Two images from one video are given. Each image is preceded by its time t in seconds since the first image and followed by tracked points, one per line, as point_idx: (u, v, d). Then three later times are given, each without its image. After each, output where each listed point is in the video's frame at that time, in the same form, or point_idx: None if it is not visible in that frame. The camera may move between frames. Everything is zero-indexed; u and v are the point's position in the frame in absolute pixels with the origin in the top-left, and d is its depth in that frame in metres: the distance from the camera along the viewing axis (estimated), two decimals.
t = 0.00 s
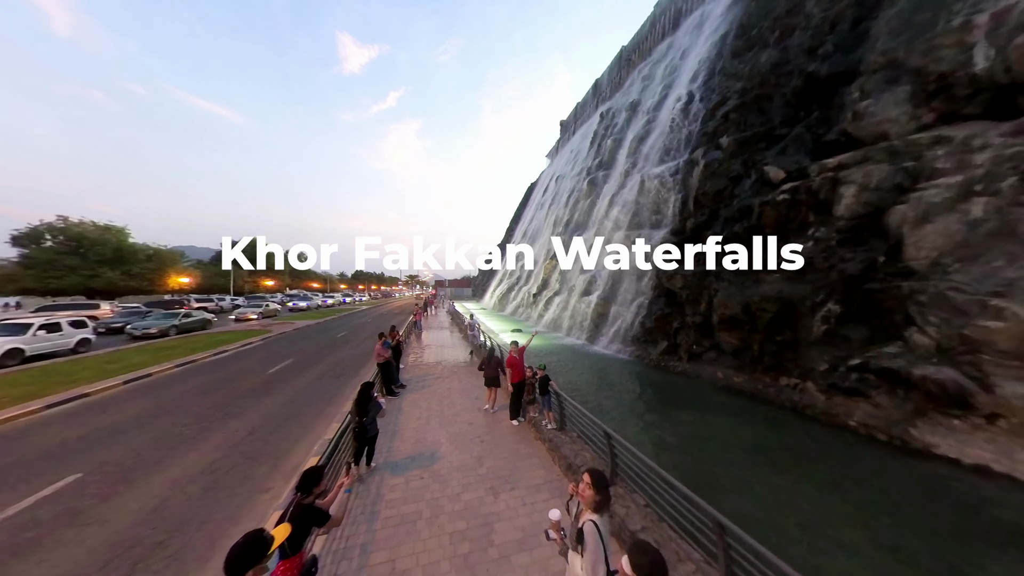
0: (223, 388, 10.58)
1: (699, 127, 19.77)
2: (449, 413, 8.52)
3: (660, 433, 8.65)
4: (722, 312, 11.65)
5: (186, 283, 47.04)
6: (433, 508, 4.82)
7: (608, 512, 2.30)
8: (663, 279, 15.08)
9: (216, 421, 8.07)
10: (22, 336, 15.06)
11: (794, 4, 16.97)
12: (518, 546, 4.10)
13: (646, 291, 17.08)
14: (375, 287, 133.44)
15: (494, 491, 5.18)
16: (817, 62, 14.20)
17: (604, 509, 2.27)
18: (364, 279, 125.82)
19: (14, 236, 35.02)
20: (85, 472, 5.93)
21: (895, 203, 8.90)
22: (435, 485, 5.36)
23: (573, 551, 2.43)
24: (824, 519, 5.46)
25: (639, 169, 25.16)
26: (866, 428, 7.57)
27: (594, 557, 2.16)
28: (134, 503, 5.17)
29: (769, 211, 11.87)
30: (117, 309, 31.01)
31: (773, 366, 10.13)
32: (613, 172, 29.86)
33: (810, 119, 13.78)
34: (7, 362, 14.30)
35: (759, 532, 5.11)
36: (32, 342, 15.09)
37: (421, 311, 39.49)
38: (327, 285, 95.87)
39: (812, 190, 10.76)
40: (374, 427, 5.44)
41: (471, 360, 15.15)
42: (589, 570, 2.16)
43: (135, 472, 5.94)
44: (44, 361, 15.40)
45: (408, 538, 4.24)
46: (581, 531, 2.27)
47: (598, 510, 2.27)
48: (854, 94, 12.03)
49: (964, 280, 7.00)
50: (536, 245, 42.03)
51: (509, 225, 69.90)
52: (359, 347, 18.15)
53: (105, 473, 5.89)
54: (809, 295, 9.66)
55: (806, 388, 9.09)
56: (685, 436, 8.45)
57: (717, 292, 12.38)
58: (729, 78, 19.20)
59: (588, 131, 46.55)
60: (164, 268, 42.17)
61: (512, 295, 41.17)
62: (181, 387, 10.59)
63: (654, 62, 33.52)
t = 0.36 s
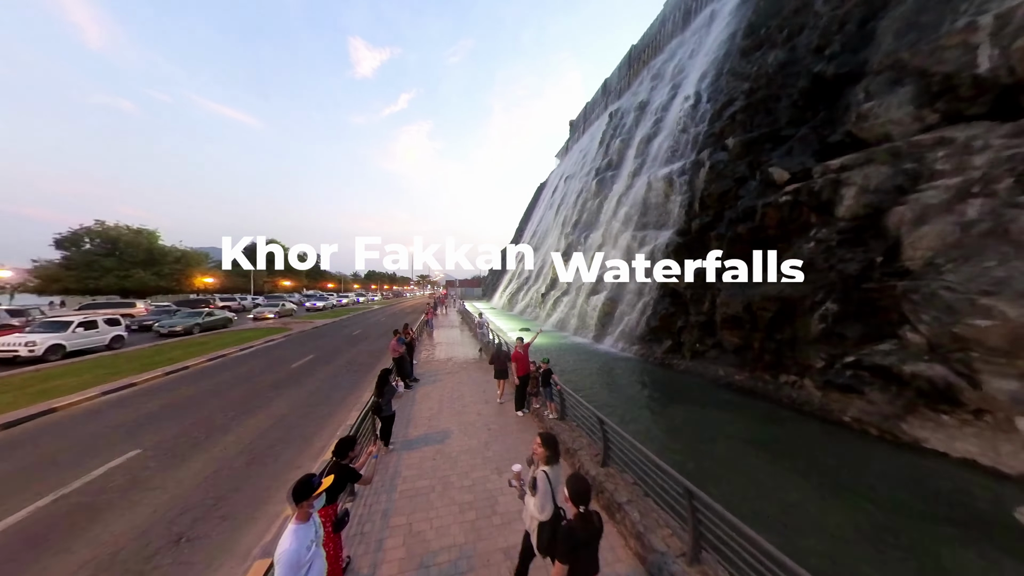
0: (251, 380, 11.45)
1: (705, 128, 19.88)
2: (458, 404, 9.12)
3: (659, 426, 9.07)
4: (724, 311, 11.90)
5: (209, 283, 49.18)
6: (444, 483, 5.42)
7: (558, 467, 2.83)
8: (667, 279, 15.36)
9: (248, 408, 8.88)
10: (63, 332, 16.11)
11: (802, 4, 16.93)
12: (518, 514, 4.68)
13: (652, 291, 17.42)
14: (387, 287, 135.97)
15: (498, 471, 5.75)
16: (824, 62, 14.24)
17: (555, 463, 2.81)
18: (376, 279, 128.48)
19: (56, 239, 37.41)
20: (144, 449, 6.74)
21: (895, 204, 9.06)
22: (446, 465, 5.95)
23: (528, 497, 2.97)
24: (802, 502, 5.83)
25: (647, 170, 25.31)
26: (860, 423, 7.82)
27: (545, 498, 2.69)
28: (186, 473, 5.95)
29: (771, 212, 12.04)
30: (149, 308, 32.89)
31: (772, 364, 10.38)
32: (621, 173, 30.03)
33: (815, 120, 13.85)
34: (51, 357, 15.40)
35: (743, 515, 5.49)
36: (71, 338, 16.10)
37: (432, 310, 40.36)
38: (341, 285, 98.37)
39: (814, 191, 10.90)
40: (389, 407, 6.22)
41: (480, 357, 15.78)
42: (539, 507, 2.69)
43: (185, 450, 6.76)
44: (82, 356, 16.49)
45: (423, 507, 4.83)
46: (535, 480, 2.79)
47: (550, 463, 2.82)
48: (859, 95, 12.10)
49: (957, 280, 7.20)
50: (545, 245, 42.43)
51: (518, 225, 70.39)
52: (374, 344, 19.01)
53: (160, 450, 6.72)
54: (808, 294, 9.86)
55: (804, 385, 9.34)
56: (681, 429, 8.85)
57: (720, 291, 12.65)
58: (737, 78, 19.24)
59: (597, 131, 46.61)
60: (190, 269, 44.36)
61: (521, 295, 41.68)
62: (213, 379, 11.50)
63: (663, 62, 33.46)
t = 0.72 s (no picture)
0: (278, 374, 12.33)
1: (713, 129, 19.94)
2: (467, 398, 9.69)
3: (660, 422, 9.40)
4: (727, 312, 12.11)
5: (232, 283, 51.37)
6: (454, 466, 5.99)
7: (527, 438, 3.60)
8: (672, 279, 15.62)
9: (277, 399, 9.68)
10: (96, 330, 17.13)
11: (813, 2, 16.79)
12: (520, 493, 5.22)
13: (658, 292, 17.71)
14: (400, 287, 138.65)
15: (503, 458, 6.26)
16: (833, 62, 14.18)
17: (522, 435, 3.56)
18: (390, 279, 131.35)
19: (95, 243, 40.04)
20: (189, 432, 7.59)
21: (897, 207, 9.16)
22: (456, 450, 6.52)
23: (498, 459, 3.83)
24: (788, 490, 6.17)
25: (655, 171, 25.43)
26: (856, 421, 8.01)
27: (508, 461, 3.53)
28: (226, 454, 6.69)
29: (775, 214, 12.13)
30: (178, 307, 34.87)
31: (774, 363, 10.58)
32: (630, 173, 30.13)
33: (823, 121, 13.85)
34: (87, 353, 16.45)
35: (733, 501, 5.84)
36: (103, 336, 17.09)
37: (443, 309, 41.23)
38: (356, 285, 100.94)
39: (817, 194, 10.98)
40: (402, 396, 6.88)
41: (489, 355, 16.35)
42: (503, 467, 3.55)
43: (224, 433, 7.56)
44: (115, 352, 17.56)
45: (435, 486, 5.39)
46: (503, 448, 3.59)
47: (517, 435, 3.58)
48: (866, 96, 12.11)
49: (954, 282, 7.32)
50: (554, 246, 42.74)
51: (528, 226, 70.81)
52: (388, 342, 19.83)
53: (202, 433, 7.52)
54: (809, 296, 10.00)
55: (803, 384, 9.54)
56: (680, 424, 9.20)
57: (724, 293, 12.87)
58: (745, 79, 19.22)
59: (607, 131, 46.62)
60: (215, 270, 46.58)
61: (531, 295, 42.13)
62: (242, 373, 12.41)
63: (673, 61, 33.33)
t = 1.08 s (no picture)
0: (301, 368, 13.18)
1: (721, 129, 19.98)
2: (476, 392, 10.24)
3: (660, 416, 9.77)
4: (731, 312, 12.29)
5: (251, 283, 53.41)
6: (464, 451, 6.54)
7: (513, 413, 4.26)
8: (678, 280, 15.85)
9: (301, 391, 10.46)
10: (121, 329, 17.51)
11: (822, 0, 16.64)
12: (523, 475, 5.70)
13: (665, 292, 17.94)
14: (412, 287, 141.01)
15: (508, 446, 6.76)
16: (841, 62, 14.14)
17: (506, 411, 4.23)
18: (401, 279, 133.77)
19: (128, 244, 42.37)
20: (224, 419, 8.37)
21: (900, 208, 9.25)
22: (466, 438, 7.08)
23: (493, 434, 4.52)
24: (779, 478, 6.50)
25: (663, 171, 25.51)
26: (854, 418, 8.21)
27: (494, 431, 4.28)
28: (259, 437, 7.42)
29: (780, 215, 12.16)
30: (204, 306, 36.71)
31: (776, 362, 10.78)
32: (638, 173, 30.21)
33: (831, 121, 13.85)
34: (112, 352, 16.85)
35: (723, 487, 6.20)
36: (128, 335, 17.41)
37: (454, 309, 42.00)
38: (369, 285, 103.27)
39: (822, 195, 10.98)
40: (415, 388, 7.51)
41: (497, 352, 16.91)
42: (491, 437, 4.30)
43: (258, 420, 8.34)
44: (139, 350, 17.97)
45: (447, 468, 5.95)
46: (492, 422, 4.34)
47: (504, 410, 4.25)
48: (873, 96, 12.11)
49: (952, 283, 7.46)
50: (563, 246, 42.98)
51: (537, 226, 71.11)
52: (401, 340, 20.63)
53: (237, 420, 8.30)
54: (812, 296, 10.12)
55: (805, 382, 9.74)
56: (680, 419, 9.54)
57: (728, 293, 13.07)
58: (754, 78, 19.18)
59: (616, 131, 46.57)
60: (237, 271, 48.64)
61: (540, 295, 42.50)
62: (268, 367, 13.32)
63: (682, 60, 33.17)
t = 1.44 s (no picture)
0: (320, 365, 13.96)
1: (729, 130, 20.03)
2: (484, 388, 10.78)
3: (663, 413, 10.10)
4: (734, 312, 12.50)
5: (270, 283, 55.41)
6: (472, 440, 7.08)
7: (509, 396, 4.98)
8: (683, 281, 16.07)
9: (322, 385, 11.20)
10: (142, 329, 18.17)
11: None
12: (525, 461, 6.22)
13: (671, 293, 18.19)
14: (422, 287, 143.30)
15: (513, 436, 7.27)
16: (848, 63, 14.12)
17: (503, 394, 4.96)
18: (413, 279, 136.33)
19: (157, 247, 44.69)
20: (254, 409, 9.16)
21: (901, 210, 9.35)
22: (474, 428, 7.61)
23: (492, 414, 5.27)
24: (773, 468, 6.82)
25: (671, 172, 25.61)
26: (851, 416, 8.43)
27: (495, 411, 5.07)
28: (287, 425, 8.12)
29: (784, 216, 12.33)
30: (228, 305, 38.51)
31: (778, 362, 10.99)
32: (647, 174, 30.30)
33: (837, 122, 13.86)
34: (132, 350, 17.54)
35: (715, 474, 6.56)
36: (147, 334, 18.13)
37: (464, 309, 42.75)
38: (381, 285, 105.49)
39: (825, 197, 11.15)
40: (427, 382, 8.13)
41: (505, 351, 17.46)
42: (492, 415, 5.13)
43: (286, 409, 9.10)
44: (157, 350, 18.68)
45: (457, 454, 6.51)
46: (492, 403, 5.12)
47: (501, 394, 4.98)
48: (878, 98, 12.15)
49: (947, 284, 7.62)
50: (572, 247, 43.24)
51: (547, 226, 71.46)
52: (413, 338, 21.39)
53: (266, 410, 9.05)
54: (813, 297, 10.33)
55: (804, 381, 9.95)
56: (682, 416, 9.86)
57: (732, 293, 13.28)
58: (762, 79, 19.17)
59: (625, 131, 46.52)
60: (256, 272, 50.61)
61: (548, 295, 42.86)
62: (290, 364, 14.16)
63: (692, 60, 33.05)
